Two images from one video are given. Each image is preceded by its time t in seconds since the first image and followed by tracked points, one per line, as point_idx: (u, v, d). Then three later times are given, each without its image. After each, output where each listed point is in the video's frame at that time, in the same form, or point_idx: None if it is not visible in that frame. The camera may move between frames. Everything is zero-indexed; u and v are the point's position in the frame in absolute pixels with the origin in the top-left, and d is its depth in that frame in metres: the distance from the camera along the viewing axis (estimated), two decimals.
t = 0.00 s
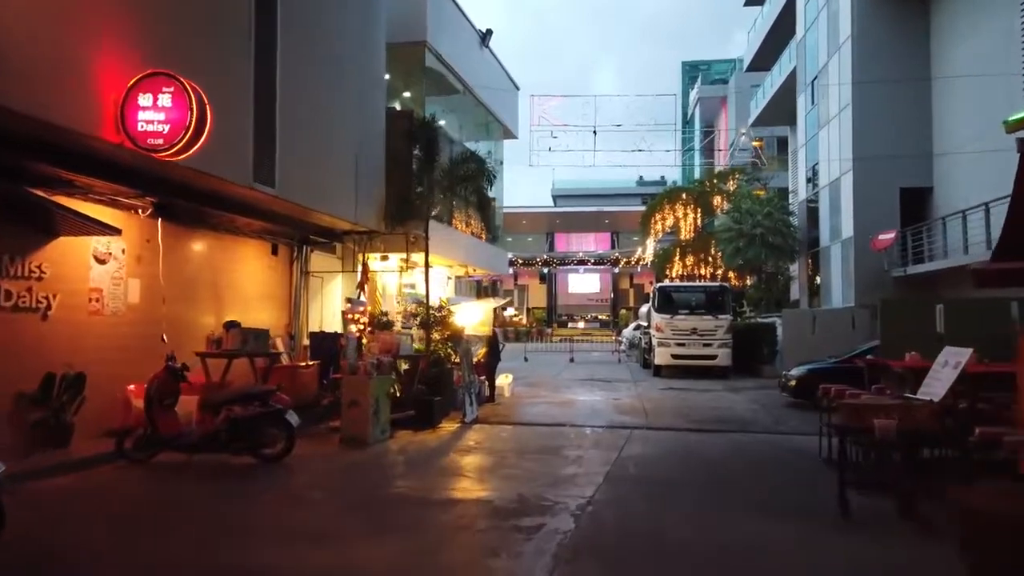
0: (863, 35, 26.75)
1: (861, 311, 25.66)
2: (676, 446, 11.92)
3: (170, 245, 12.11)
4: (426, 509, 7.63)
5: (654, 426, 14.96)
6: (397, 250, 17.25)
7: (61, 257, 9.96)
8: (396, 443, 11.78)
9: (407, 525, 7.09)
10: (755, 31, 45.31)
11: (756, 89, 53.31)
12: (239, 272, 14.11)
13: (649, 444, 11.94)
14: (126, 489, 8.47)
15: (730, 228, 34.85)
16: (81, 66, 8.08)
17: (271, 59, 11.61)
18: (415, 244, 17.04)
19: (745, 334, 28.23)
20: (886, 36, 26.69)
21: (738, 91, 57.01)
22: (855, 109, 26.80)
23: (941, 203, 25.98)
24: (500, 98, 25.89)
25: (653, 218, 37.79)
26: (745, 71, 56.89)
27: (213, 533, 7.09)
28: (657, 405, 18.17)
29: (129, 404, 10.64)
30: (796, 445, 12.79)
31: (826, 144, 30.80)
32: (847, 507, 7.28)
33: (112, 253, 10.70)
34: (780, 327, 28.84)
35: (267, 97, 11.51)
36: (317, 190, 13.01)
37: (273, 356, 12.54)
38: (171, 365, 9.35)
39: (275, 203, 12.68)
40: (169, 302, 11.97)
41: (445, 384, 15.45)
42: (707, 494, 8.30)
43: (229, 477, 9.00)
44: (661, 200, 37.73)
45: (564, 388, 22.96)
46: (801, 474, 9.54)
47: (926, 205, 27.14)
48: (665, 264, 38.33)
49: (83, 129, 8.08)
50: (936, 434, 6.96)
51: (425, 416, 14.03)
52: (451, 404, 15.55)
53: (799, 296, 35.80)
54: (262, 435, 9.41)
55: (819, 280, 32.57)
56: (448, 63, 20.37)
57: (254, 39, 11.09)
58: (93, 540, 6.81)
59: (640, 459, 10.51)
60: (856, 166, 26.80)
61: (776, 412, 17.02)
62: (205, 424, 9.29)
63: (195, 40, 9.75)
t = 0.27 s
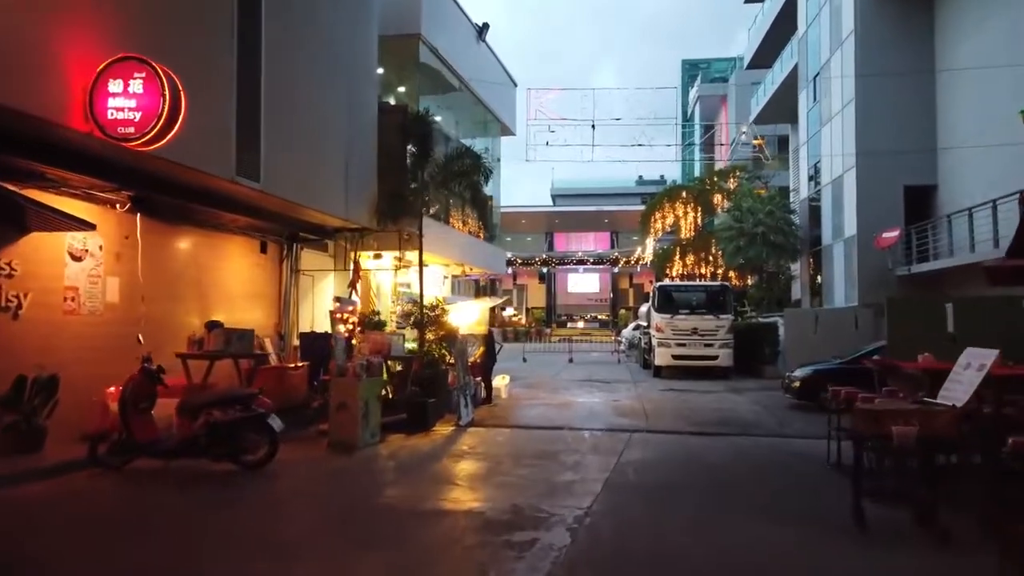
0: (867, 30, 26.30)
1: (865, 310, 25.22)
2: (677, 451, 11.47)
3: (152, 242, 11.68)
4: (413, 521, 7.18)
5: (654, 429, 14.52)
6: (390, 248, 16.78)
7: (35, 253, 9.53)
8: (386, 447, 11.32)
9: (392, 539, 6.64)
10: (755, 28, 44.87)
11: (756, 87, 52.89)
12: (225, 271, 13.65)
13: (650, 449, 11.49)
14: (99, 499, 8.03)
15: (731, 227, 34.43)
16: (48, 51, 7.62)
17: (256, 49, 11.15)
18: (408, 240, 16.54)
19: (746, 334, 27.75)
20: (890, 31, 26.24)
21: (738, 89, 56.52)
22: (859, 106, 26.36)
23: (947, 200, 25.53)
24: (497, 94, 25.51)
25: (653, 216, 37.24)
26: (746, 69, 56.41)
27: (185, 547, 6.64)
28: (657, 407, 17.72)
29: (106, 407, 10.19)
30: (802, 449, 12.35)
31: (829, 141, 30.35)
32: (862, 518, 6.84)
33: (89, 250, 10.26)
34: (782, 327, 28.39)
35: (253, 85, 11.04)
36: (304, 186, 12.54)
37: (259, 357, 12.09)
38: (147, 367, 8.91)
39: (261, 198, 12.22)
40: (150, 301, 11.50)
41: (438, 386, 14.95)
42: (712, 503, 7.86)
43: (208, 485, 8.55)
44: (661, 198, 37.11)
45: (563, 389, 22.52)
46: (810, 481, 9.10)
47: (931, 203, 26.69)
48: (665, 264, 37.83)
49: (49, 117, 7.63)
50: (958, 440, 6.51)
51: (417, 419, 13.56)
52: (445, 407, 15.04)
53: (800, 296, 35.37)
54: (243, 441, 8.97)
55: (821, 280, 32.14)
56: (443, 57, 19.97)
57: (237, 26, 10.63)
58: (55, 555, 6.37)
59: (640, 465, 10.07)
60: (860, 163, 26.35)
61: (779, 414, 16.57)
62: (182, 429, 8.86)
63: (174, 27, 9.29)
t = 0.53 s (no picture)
0: (873, 25, 25.84)
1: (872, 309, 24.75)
2: (683, 457, 11.02)
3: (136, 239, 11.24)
4: (403, 534, 6.74)
5: (658, 433, 14.07)
6: (387, 246, 16.36)
7: (10, 250, 9.09)
8: (379, 453, 10.87)
9: (379, 554, 6.19)
10: (758, 25, 44.44)
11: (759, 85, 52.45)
12: (215, 269, 13.22)
13: (654, 455, 11.04)
14: (72, 509, 7.59)
15: (734, 226, 34.03)
16: (14, 33, 7.20)
17: (244, 38, 10.71)
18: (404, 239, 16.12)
19: (751, 334, 27.28)
20: (897, 26, 25.78)
21: (740, 88, 55.99)
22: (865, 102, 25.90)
23: (954, 198, 25.07)
24: (497, 91, 25.15)
25: (655, 216, 36.81)
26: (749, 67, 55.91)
27: (157, 564, 6.21)
28: (661, 409, 17.29)
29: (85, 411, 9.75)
30: (812, 456, 11.89)
31: (834, 139, 29.89)
32: (882, 533, 6.40)
33: (69, 247, 9.83)
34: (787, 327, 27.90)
35: (241, 75, 10.61)
36: (295, 181, 12.10)
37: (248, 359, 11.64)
38: (125, 369, 8.47)
39: (251, 194, 11.79)
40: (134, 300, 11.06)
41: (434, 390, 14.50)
42: (721, 515, 7.40)
43: (191, 495, 8.13)
44: (663, 198, 36.76)
45: (564, 390, 22.09)
46: (823, 491, 8.65)
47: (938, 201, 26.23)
48: (667, 263, 37.29)
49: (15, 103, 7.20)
50: (986, 451, 6.07)
51: (411, 422, 13.11)
52: (442, 410, 14.58)
53: (805, 296, 34.87)
54: (226, 447, 8.54)
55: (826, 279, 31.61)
56: (442, 52, 19.59)
57: (223, 14, 10.19)
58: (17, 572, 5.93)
59: (644, 473, 9.62)
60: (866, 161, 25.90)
61: (786, 418, 16.12)
62: (162, 435, 8.42)
63: (155, 13, 8.86)
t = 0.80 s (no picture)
0: (880, 20, 25.35)
1: (877, 311, 24.35)
2: (688, 464, 10.55)
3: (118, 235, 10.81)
4: (390, 551, 6.29)
5: (661, 437, 13.60)
6: (383, 244, 15.93)
7: None
8: (371, 459, 10.43)
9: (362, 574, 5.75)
10: (762, 22, 43.97)
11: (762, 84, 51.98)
12: (202, 267, 12.76)
13: (657, 462, 10.57)
14: (40, 522, 7.14)
15: (739, 225, 33.68)
16: None
17: (229, 26, 10.26)
18: (400, 236, 15.68)
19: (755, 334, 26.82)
20: (904, 21, 25.29)
21: (743, 87, 55.46)
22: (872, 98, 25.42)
23: (963, 196, 24.58)
24: (496, 87, 24.77)
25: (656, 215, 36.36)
26: (751, 65, 55.37)
27: None
28: (664, 412, 16.82)
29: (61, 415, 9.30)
30: (822, 463, 11.43)
31: (839, 137, 29.42)
32: (904, 551, 5.94)
33: (45, 243, 9.38)
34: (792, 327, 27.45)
35: (225, 63, 10.16)
36: (284, 176, 11.64)
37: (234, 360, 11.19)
38: (99, 373, 8.03)
39: (239, 189, 11.35)
40: (115, 299, 10.62)
41: (428, 392, 14.06)
42: (731, 530, 6.93)
43: (168, 506, 7.68)
44: (665, 197, 36.34)
45: (564, 392, 21.65)
46: (837, 502, 8.18)
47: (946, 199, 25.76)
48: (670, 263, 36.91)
49: None
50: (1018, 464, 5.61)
51: (404, 426, 12.66)
52: (438, 413, 14.13)
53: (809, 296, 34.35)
54: (206, 454, 8.10)
55: (830, 279, 31.10)
56: (438, 44, 19.19)
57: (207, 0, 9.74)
58: None
59: (647, 482, 9.16)
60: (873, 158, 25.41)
61: (793, 421, 15.65)
62: (138, 442, 7.98)
63: None
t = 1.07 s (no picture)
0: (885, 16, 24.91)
1: (881, 311, 23.94)
2: (691, 471, 10.11)
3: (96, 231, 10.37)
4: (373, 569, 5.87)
5: (662, 441, 13.18)
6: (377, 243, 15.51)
7: None
8: (360, 465, 10.00)
9: None
10: (763, 19, 43.56)
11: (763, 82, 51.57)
12: (188, 266, 12.34)
13: (659, 469, 10.14)
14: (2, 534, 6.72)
15: (741, 223, 33.20)
16: None
17: (211, 14, 9.81)
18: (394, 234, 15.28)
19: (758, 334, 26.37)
20: (909, 16, 24.87)
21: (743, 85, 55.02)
22: (877, 95, 25.00)
23: (969, 194, 24.15)
24: (494, 84, 24.35)
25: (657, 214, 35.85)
26: (752, 64, 54.94)
27: None
28: (665, 414, 16.40)
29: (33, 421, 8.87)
30: (829, 468, 11.01)
31: (843, 135, 28.99)
32: (926, 571, 5.52)
33: (18, 240, 8.97)
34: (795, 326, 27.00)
35: (208, 53, 9.73)
36: (270, 171, 11.19)
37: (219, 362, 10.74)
38: (69, 377, 7.58)
39: (224, 184, 10.92)
40: (93, 299, 10.20)
41: (422, 394, 13.63)
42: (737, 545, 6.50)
43: (142, 518, 7.25)
44: (666, 195, 35.87)
45: (563, 393, 21.22)
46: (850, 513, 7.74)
47: (952, 196, 25.33)
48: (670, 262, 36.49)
49: None
50: None
51: (396, 429, 12.24)
52: (432, 416, 13.71)
53: (811, 296, 33.91)
54: (182, 463, 7.65)
55: (833, 278, 30.65)
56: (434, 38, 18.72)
57: None
58: None
59: (648, 490, 8.73)
60: (878, 156, 24.98)
61: (797, 424, 15.23)
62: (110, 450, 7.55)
63: None
